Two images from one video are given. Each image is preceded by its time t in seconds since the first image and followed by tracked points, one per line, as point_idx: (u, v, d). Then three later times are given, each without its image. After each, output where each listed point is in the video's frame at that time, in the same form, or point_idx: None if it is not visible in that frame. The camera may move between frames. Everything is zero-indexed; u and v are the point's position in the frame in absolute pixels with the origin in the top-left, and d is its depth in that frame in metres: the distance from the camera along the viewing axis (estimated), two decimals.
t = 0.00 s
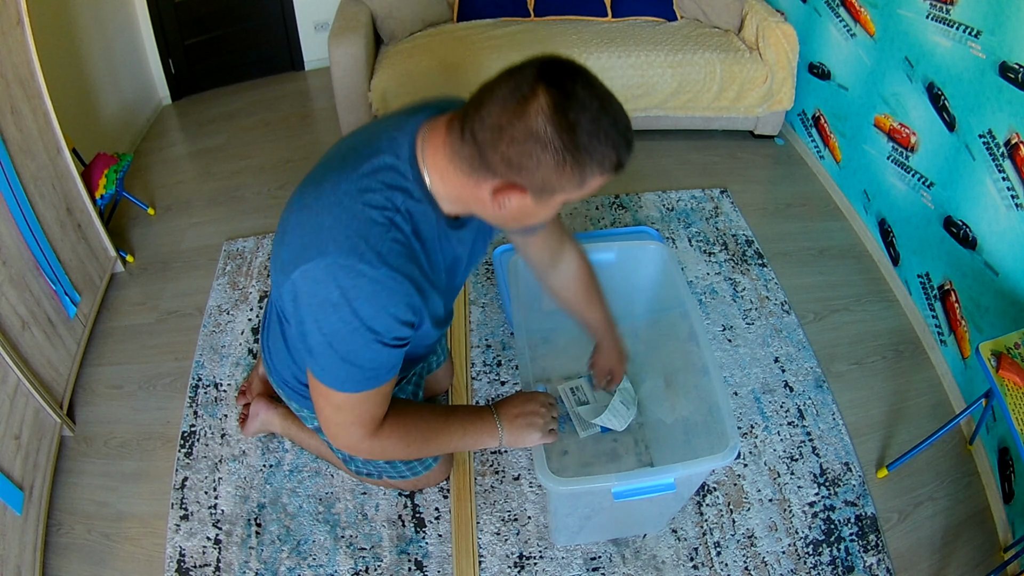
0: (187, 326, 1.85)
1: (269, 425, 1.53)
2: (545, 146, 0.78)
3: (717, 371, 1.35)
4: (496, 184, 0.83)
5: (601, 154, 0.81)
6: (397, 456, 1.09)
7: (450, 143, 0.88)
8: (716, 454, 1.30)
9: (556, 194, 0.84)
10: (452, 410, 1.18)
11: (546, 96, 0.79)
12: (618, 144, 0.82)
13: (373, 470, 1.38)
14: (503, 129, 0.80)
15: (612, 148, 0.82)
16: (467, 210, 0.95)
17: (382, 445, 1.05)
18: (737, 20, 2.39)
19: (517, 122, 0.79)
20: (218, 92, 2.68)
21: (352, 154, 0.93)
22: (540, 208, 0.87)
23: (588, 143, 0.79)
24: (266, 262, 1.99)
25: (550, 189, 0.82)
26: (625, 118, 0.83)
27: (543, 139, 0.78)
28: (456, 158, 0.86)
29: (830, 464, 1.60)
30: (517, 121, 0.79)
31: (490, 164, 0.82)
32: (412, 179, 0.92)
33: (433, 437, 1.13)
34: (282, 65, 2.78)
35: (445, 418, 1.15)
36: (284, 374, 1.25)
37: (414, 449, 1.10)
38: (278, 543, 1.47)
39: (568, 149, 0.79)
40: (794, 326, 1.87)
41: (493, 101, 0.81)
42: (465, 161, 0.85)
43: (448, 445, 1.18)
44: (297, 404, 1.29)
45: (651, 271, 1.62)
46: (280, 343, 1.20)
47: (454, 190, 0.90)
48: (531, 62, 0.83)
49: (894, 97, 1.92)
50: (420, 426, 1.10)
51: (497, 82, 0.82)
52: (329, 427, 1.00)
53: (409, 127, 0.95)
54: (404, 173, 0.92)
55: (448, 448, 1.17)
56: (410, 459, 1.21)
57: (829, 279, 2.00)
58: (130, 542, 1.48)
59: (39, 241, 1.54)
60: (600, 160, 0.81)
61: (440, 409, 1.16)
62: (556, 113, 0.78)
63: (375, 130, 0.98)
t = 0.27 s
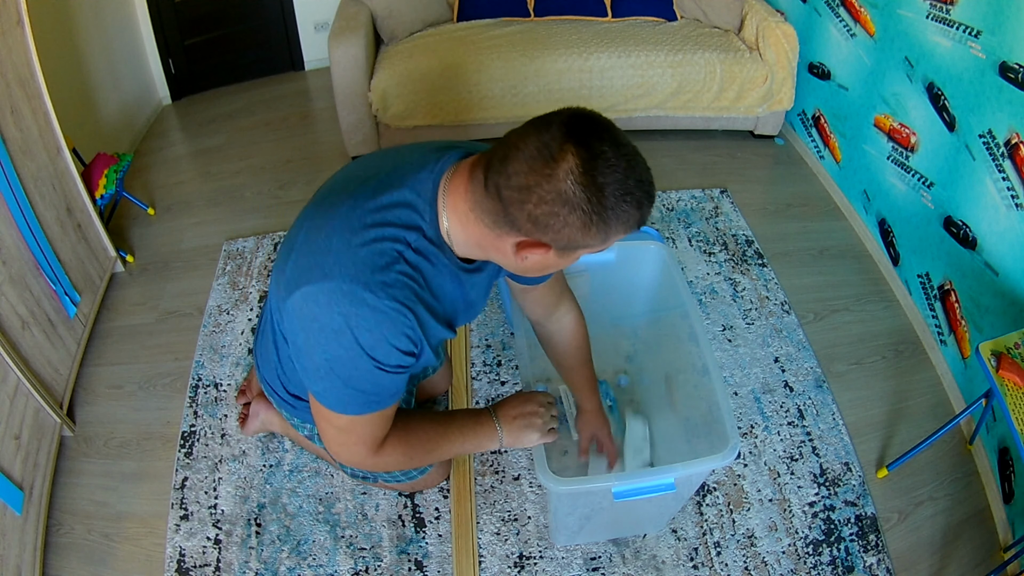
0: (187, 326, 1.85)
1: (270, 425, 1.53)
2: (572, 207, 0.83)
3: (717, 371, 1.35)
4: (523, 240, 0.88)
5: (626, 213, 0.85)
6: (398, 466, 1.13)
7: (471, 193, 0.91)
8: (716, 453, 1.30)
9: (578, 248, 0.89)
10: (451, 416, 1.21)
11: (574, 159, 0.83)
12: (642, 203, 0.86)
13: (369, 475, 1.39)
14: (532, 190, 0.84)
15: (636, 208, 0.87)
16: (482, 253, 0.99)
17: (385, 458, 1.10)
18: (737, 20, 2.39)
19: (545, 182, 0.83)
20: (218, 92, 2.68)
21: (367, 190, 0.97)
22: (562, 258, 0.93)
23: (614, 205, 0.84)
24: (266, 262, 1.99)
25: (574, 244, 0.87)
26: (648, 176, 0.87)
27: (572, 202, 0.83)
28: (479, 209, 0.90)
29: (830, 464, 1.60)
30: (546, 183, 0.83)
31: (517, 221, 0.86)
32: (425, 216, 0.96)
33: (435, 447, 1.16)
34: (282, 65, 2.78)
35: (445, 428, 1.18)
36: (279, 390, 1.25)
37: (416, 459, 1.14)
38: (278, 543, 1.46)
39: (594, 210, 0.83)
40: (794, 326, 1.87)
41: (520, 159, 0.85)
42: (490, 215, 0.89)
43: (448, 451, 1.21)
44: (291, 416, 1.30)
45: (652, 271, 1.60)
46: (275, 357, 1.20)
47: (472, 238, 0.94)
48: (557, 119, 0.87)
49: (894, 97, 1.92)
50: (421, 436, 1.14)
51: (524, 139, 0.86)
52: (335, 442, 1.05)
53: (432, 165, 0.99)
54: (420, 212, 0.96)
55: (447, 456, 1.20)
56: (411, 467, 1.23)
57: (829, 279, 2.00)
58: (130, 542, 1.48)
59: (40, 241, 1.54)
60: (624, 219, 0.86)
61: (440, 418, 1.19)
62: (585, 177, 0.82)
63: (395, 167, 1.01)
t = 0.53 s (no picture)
0: (187, 326, 1.85)
1: (269, 427, 1.53)
2: (569, 206, 0.83)
3: (717, 371, 1.34)
4: (521, 241, 0.88)
5: (625, 213, 0.85)
6: (398, 467, 1.13)
7: (472, 194, 0.92)
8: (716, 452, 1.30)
9: (577, 251, 0.89)
10: (449, 416, 1.20)
11: (572, 158, 0.83)
12: (641, 204, 0.86)
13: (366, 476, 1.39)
14: (529, 188, 0.84)
15: (635, 209, 0.86)
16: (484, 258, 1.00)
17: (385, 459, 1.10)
18: (737, 20, 2.39)
19: (543, 180, 0.83)
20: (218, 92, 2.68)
21: (370, 195, 0.96)
22: (561, 262, 0.92)
23: (612, 205, 0.84)
24: (266, 262, 1.99)
25: (572, 245, 0.87)
26: (649, 177, 0.87)
27: (568, 200, 0.83)
28: (479, 211, 0.90)
29: (830, 464, 1.60)
30: (544, 181, 0.83)
31: (514, 221, 0.86)
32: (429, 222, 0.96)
33: (434, 448, 1.16)
34: (282, 65, 2.78)
35: (445, 428, 1.18)
36: (278, 391, 1.25)
37: (415, 460, 1.14)
38: (278, 543, 1.47)
39: (592, 209, 0.83)
40: (794, 326, 1.87)
41: (519, 159, 0.85)
42: (489, 216, 0.89)
43: (448, 451, 1.21)
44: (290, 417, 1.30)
45: (652, 271, 1.60)
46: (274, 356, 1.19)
47: (473, 241, 0.94)
48: (557, 120, 0.87)
49: (894, 97, 1.92)
50: (421, 438, 1.14)
51: (523, 139, 0.87)
52: (337, 443, 1.04)
53: (436, 169, 0.99)
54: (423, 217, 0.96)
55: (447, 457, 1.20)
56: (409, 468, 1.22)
57: (829, 278, 2.00)
58: (130, 542, 1.48)
59: (40, 241, 1.54)
60: (623, 219, 0.86)
61: (439, 417, 1.19)
62: (582, 176, 0.82)
63: (397, 171, 1.01)
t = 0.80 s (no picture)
0: (187, 326, 1.85)
1: (269, 427, 1.53)
2: (568, 212, 0.83)
3: (717, 371, 1.34)
4: (520, 247, 0.89)
5: (623, 222, 0.85)
6: (399, 469, 1.13)
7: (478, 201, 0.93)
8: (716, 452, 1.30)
9: (576, 259, 0.89)
10: (449, 417, 1.21)
11: (570, 163, 0.84)
12: (641, 213, 0.86)
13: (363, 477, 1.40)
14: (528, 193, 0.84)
15: (634, 217, 0.86)
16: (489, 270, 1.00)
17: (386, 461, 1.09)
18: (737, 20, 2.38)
19: (543, 185, 0.84)
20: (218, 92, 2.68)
21: (381, 201, 0.97)
22: (561, 271, 0.92)
23: (611, 212, 0.84)
24: (266, 262, 1.99)
25: (570, 252, 0.87)
26: (648, 189, 0.88)
27: (565, 205, 0.83)
28: (481, 218, 0.91)
29: (830, 465, 1.60)
30: (542, 186, 0.84)
31: (513, 227, 0.87)
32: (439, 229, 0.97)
33: (436, 449, 1.16)
34: (282, 65, 2.78)
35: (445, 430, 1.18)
36: (273, 391, 1.25)
37: (417, 462, 1.14)
38: (278, 543, 1.47)
39: (590, 215, 0.84)
40: (794, 326, 1.87)
41: (520, 165, 0.86)
42: (489, 222, 0.90)
43: (449, 453, 1.21)
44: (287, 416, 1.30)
45: (652, 272, 1.59)
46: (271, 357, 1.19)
47: (476, 249, 0.95)
48: (558, 129, 0.88)
49: (894, 97, 1.92)
50: (422, 440, 1.14)
51: (525, 147, 0.88)
52: (340, 445, 1.03)
53: (447, 178, 1.00)
54: (435, 224, 0.96)
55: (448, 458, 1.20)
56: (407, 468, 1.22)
57: (829, 278, 2.00)
58: (130, 542, 1.48)
59: (40, 241, 1.54)
60: (622, 228, 0.86)
61: (438, 419, 1.19)
62: (580, 181, 0.83)
63: (409, 179, 1.02)
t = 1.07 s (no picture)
0: (187, 326, 1.85)
1: (269, 426, 1.53)
2: (535, 177, 0.81)
3: (717, 371, 1.35)
4: (493, 220, 0.87)
5: (596, 186, 0.82)
6: (401, 466, 1.13)
7: (449, 179, 0.91)
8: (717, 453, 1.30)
9: (551, 230, 0.86)
10: (450, 414, 1.21)
11: (536, 127, 0.82)
12: (615, 177, 0.83)
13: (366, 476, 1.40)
14: (495, 162, 0.83)
15: (608, 182, 0.83)
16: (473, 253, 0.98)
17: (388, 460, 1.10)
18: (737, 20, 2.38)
19: (510, 152, 0.82)
20: (218, 92, 2.68)
21: (353, 198, 0.96)
22: (538, 246, 0.89)
23: (582, 176, 0.81)
24: (266, 262, 1.99)
25: (544, 223, 0.85)
26: (624, 153, 0.85)
27: (532, 171, 0.81)
28: (455, 196, 0.90)
29: (830, 464, 1.60)
30: (508, 153, 0.82)
31: (484, 199, 0.85)
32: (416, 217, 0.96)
33: (435, 446, 1.16)
34: (282, 65, 2.78)
35: (446, 427, 1.18)
36: (281, 389, 1.25)
37: (418, 460, 1.14)
38: (278, 543, 1.47)
39: (559, 179, 0.81)
40: (794, 326, 1.87)
41: (487, 135, 0.85)
42: (462, 199, 0.88)
43: (449, 450, 1.21)
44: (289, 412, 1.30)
45: (653, 271, 1.61)
46: (274, 357, 1.19)
47: (454, 232, 0.94)
48: (526, 96, 0.86)
49: (894, 97, 1.92)
50: (421, 436, 1.14)
51: (493, 117, 0.86)
52: (341, 446, 1.03)
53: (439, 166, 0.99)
54: (410, 214, 0.96)
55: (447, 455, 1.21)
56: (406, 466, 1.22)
57: (829, 278, 2.00)
58: (130, 542, 1.48)
59: (40, 241, 1.54)
60: (596, 192, 0.83)
61: (440, 416, 1.19)
62: (545, 144, 0.81)
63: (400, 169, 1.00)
